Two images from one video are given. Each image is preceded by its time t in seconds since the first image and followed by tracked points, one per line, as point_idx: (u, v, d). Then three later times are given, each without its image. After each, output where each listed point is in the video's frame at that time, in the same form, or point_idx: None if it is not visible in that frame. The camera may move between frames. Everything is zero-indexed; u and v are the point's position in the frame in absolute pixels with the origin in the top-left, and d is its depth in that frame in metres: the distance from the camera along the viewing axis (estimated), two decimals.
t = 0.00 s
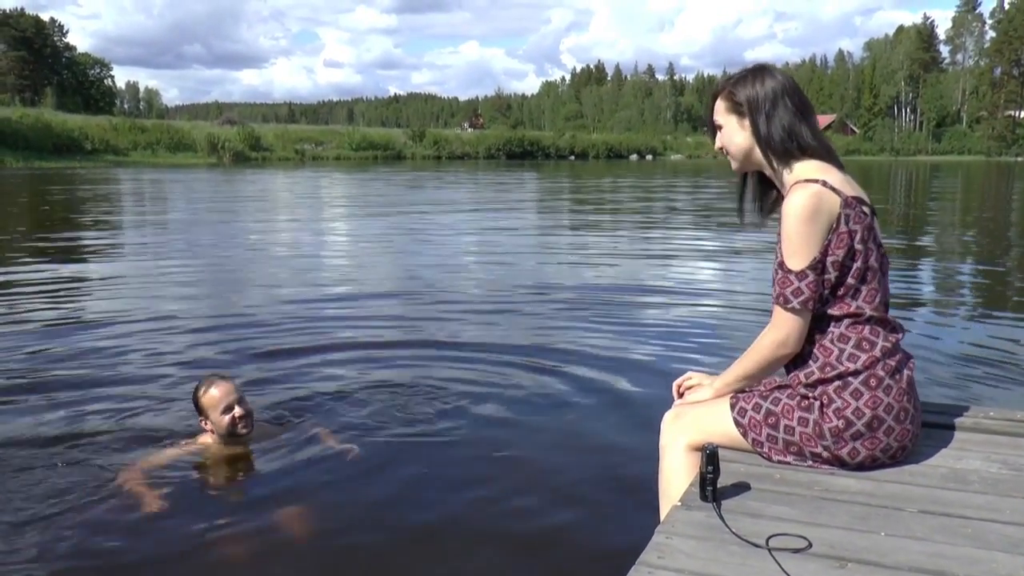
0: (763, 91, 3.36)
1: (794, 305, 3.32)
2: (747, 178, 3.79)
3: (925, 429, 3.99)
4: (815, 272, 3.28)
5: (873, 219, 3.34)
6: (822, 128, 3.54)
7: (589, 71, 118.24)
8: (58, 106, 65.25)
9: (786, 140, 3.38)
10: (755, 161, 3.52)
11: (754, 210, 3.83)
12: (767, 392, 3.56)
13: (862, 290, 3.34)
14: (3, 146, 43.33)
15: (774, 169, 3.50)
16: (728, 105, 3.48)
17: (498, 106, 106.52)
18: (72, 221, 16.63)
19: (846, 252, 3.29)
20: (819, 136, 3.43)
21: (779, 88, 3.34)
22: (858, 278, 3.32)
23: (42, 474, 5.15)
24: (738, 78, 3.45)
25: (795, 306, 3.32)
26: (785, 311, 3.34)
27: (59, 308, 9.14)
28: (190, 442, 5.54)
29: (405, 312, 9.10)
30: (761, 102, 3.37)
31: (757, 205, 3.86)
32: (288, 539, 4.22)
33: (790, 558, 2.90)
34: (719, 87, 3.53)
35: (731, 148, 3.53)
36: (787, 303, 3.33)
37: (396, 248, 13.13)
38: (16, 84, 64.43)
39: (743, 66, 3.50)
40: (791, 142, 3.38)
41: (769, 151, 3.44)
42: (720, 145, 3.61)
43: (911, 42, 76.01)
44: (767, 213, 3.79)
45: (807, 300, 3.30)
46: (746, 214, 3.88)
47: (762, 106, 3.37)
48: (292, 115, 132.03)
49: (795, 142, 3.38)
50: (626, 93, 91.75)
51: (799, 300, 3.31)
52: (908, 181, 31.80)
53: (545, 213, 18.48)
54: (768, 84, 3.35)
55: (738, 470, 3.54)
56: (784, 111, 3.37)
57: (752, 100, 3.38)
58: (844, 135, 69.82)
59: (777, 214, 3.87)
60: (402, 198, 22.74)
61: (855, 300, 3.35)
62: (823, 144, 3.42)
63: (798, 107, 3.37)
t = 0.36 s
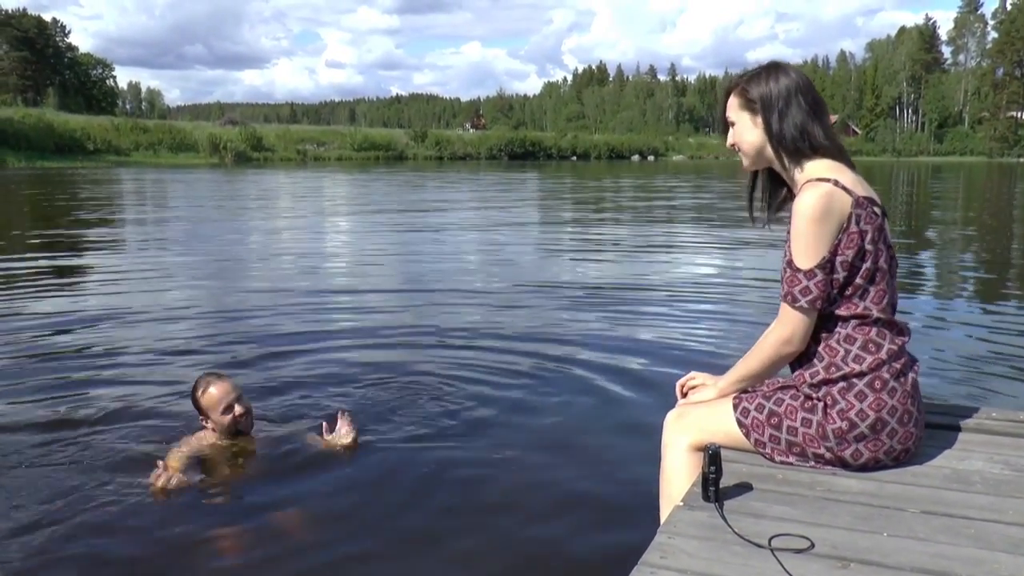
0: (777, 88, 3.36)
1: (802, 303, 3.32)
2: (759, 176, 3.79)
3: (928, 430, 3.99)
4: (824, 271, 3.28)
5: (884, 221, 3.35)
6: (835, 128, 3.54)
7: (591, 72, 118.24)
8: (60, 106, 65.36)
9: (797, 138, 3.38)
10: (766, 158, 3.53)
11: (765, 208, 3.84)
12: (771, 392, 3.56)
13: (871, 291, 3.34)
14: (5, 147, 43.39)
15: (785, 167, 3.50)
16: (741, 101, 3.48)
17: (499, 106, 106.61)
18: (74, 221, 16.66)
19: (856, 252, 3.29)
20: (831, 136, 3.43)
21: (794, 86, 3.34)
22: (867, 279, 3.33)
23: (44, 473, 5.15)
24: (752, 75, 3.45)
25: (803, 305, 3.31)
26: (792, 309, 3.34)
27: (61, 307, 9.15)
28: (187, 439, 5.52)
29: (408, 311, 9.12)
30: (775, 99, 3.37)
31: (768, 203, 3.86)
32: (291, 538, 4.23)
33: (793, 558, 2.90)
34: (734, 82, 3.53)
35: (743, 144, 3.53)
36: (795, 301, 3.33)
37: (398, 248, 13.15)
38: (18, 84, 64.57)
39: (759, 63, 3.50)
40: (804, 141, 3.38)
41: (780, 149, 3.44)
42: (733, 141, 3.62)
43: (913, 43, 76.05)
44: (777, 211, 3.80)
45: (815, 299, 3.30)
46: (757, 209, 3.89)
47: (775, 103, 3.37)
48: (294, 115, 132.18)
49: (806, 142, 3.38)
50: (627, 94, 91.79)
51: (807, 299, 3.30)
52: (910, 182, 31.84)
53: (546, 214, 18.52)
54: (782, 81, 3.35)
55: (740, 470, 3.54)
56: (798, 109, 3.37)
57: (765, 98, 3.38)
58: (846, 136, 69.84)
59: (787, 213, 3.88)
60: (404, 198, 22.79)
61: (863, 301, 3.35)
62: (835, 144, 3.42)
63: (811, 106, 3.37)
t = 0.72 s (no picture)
0: (781, 88, 3.35)
1: (806, 303, 3.31)
2: (765, 176, 3.78)
3: (931, 430, 3.99)
4: (828, 271, 3.28)
5: (888, 220, 3.34)
6: (840, 128, 3.53)
7: (593, 71, 118.18)
8: (62, 106, 65.44)
9: (802, 138, 3.37)
10: (770, 158, 3.52)
11: (771, 208, 3.83)
12: (773, 392, 3.56)
13: (875, 291, 3.33)
14: (7, 146, 43.42)
15: (789, 168, 3.49)
16: (746, 101, 3.47)
17: (501, 106, 106.66)
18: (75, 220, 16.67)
19: (860, 252, 3.28)
20: (836, 136, 3.42)
21: (798, 86, 3.34)
22: (871, 279, 3.32)
23: (44, 472, 5.15)
24: (757, 74, 3.45)
25: (807, 305, 3.31)
26: (796, 308, 3.33)
27: (62, 306, 9.15)
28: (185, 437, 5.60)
29: (410, 309, 9.12)
30: (778, 98, 3.36)
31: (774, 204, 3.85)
32: (293, 536, 4.23)
33: (795, 557, 2.89)
34: (738, 82, 3.53)
35: (748, 145, 3.53)
36: (798, 301, 3.32)
37: (400, 247, 13.16)
38: (20, 83, 64.66)
39: (762, 63, 3.50)
40: (808, 141, 3.38)
41: (784, 149, 3.44)
42: (737, 142, 3.61)
43: (915, 43, 75.99)
44: (783, 212, 3.79)
45: (818, 299, 3.29)
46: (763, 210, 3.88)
47: (779, 103, 3.37)
48: (295, 115, 132.36)
49: (811, 141, 3.37)
50: (629, 93, 91.73)
51: (811, 298, 3.30)
52: (911, 181, 31.80)
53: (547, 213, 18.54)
54: (786, 81, 3.35)
55: (742, 470, 3.54)
56: (802, 109, 3.37)
57: (769, 98, 3.38)
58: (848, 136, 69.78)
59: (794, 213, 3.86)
60: (405, 197, 22.80)
61: (867, 302, 3.34)
62: (840, 144, 3.41)
63: (815, 106, 3.37)
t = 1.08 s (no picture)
0: (776, 90, 3.36)
1: (806, 305, 3.31)
2: (761, 177, 3.79)
3: (933, 430, 3.99)
4: (827, 272, 3.27)
5: (887, 221, 3.34)
6: (837, 129, 3.53)
7: (594, 72, 118.20)
8: (64, 106, 65.54)
9: (798, 141, 3.38)
10: (767, 161, 3.52)
11: (767, 209, 3.83)
12: (774, 392, 3.56)
13: (874, 291, 3.33)
14: (10, 147, 43.53)
15: (786, 170, 3.50)
16: (742, 104, 3.48)
17: (502, 106, 106.69)
18: (78, 221, 16.70)
19: (860, 253, 3.28)
20: (833, 138, 3.43)
21: (794, 88, 3.34)
22: (870, 280, 3.32)
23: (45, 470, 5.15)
24: (752, 77, 3.44)
25: (807, 307, 3.31)
26: (796, 311, 3.34)
27: (64, 305, 9.16)
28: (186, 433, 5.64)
29: (411, 309, 9.13)
30: (774, 101, 3.37)
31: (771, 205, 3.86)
32: (294, 535, 4.23)
33: (797, 559, 2.89)
34: (734, 85, 3.53)
35: (744, 147, 3.53)
36: (798, 303, 3.33)
37: (401, 247, 13.17)
38: (23, 84, 64.77)
39: (758, 65, 3.50)
40: (805, 144, 3.38)
41: (781, 152, 3.44)
42: (734, 144, 3.61)
43: (917, 44, 75.94)
44: (780, 214, 3.79)
45: (818, 301, 3.30)
46: (760, 212, 3.88)
47: (775, 106, 3.37)
48: (297, 115, 132.50)
49: (807, 144, 3.38)
50: (631, 93, 91.66)
51: (811, 300, 3.30)
52: (913, 182, 31.78)
53: (549, 213, 18.55)
54: (782, 83, 3.35)
55: (744, 471, 3.54)
56: (798, 112, 3.37)
57: (765, 100, 3.38)
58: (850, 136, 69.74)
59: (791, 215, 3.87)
60: (407, 198, 22.82)
61: (866, 302, 3.34)
62: (837, 146, 3.42)
63: (812, 108, 3.37)
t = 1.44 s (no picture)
0: (772, 92, 3.36)
1: (805, 305, 3.32)
2: (759, 178, 3.79)
3: (934, 430, 3.99)
4: (826, 273, 3.28)
5: (885, 220, 3.34)
6: (833, 130, 3.53)
7: (596, 72, 118.24)
8: (66, 106, 65.61)
9: (795, 142, 3.38)
10: (764, 163, 3.52)
11: (767, 211, 3.83)
12: (775, 392, 3.57)
13: (874, 291, 3.34)
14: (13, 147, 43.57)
15: (783, 171, 3.50)
16: (738, 106, 3.48)
17: (504, 106, 106.67)
18: (79, 221, 16.72)
19: (859, 253, 3.28)
20: (829, 139, 3.43)
21: (789, 90, 3.34)
22: (870, 279, 3.32)
23: (48, 471, 5.16)
24: (748, 79, 3.45)
25: (806, 307, 3.32)
26: (795, 311, 3.34)
27: (66, 306, 9.16)
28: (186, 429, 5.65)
29: (412, 307, 9.13)
30: (770, 103, 3.37)
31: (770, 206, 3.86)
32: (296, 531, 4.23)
33: (798, 559, 2.90)
34: (730, 87, 3.53)
35: (741, 149, 3.54)
36: (798, 303, 3.33)
37: (402, 246, 13.17)
38: (25, 84, 64.90)
39: (753, 67, 3.50)
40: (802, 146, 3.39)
41: (778, 153, 3.44)
42: (731, 146, 3.62)
43: (919, 43, 75.86)
44: (778, 214, 3.79)
45: (818, 302, 3.30)
46: (758, 213, 3.88)
47: (771, 108, 3.37)
48: (299, 115, 132.60)
49: (804, 145, 3.38)
50: (632, 92, 91.64)
51: (810, 301, 3.30)
52: (915, 182, 31.74)
53: (550, 213, 18.54)
54: (777, 84, 3.35)
55: (746, 470, 3.54)
56: (794, 114, 3.37)
57: (761, 102, 3.38)
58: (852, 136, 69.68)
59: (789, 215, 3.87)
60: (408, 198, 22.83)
61: (866, 302, 3.35)
62: (834, 147, 3.42)
63: (807, 110, 3.37)
